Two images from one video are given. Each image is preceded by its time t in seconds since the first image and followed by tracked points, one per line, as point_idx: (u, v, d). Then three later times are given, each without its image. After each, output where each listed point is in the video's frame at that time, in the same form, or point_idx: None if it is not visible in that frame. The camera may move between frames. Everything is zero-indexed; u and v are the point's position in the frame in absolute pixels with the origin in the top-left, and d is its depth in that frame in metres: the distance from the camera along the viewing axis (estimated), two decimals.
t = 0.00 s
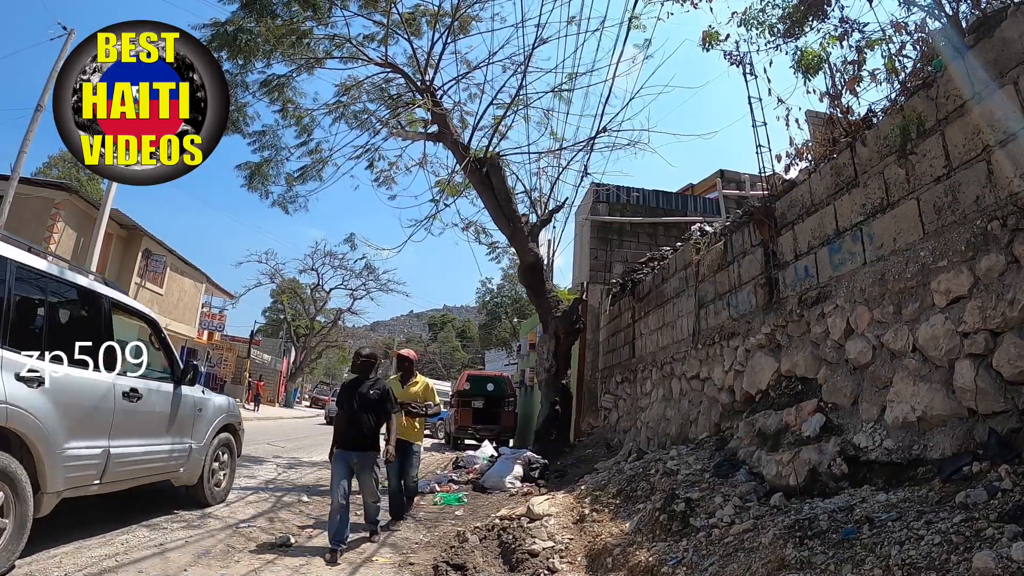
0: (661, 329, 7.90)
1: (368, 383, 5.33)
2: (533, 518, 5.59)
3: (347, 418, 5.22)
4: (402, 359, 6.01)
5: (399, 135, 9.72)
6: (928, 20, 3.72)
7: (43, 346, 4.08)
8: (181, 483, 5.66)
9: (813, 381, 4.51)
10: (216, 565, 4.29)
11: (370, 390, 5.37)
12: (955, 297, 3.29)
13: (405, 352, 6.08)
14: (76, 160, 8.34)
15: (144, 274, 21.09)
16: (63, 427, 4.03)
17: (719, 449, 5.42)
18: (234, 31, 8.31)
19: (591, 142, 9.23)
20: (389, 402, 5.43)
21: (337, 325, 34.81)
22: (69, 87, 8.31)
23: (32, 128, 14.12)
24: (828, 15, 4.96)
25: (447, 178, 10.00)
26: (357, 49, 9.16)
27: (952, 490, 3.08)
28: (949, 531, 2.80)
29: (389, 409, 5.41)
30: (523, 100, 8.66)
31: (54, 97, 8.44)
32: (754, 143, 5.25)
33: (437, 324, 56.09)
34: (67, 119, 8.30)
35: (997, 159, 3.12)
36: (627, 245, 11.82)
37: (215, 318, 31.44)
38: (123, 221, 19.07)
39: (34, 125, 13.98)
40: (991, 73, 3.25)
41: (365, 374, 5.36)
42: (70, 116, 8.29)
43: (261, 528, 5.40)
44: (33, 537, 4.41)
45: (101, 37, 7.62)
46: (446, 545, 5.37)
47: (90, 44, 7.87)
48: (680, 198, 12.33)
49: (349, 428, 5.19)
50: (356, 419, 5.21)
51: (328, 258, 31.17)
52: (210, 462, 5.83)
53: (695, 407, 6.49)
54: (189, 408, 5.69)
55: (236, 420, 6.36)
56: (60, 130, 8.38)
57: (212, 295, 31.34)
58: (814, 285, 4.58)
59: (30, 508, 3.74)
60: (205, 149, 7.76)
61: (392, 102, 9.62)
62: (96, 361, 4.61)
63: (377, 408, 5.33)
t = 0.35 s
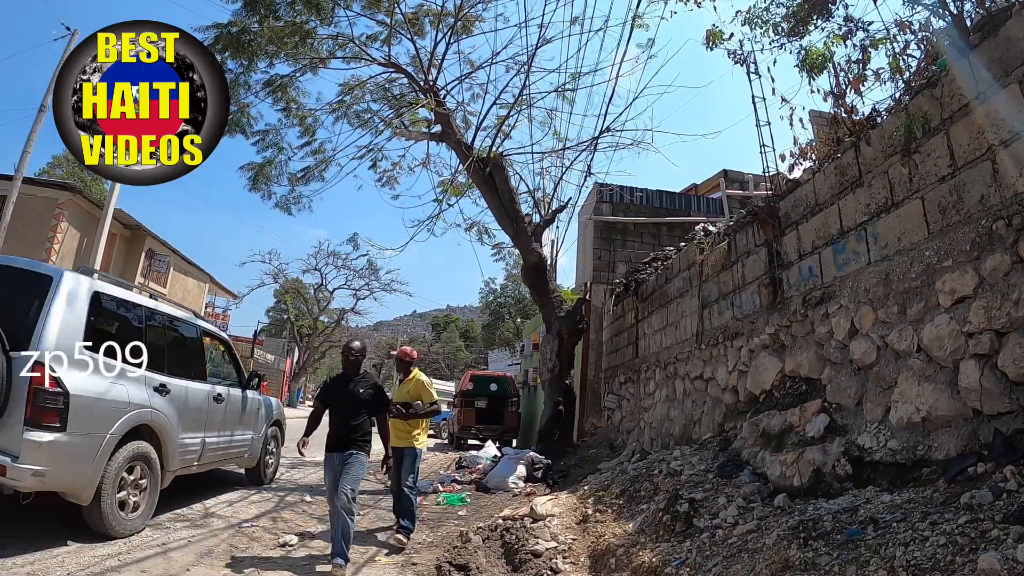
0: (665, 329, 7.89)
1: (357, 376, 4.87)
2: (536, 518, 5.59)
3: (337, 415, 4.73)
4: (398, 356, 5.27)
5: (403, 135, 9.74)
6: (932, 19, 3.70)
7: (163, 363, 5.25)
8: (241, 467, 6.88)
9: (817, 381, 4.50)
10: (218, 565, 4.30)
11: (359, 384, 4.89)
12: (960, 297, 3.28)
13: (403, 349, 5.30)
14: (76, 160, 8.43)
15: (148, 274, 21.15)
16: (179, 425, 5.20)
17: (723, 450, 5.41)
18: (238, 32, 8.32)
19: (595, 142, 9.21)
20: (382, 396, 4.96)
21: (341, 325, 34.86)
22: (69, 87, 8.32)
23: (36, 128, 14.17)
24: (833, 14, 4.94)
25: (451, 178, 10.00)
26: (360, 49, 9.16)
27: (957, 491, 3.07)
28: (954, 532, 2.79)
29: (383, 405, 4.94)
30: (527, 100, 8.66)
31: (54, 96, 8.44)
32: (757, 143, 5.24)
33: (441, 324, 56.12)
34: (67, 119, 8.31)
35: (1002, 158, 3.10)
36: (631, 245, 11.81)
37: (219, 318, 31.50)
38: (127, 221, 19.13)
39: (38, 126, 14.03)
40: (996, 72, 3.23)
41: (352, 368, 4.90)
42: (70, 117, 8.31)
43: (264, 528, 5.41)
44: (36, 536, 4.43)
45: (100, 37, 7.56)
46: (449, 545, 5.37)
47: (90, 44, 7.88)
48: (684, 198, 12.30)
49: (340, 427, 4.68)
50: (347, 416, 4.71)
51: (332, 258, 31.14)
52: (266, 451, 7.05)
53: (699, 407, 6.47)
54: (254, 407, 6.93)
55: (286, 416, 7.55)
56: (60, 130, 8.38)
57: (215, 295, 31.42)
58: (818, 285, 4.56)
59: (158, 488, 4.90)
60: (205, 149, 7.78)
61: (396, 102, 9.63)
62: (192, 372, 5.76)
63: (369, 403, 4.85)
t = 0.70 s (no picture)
0: (673, 329, 7.85)
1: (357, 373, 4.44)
2: (543, 518, 5.57)
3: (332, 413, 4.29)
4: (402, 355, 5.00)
5: (410, 135, 9.74)
6: (943, 16, 3.65)
7: (239, 371, 6.63)
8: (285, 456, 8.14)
9: (827, 382, 4.45)
10: (224, 563, 4.30)
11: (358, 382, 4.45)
12: (972, 297, 3.23)
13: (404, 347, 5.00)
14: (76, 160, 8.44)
15: (155, 273, 21.27)
16: (252, 418, 6.56)
17: (731, 451, 5.37)
18: (245, 31, 8.34)
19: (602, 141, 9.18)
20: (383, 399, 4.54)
21: (348, 325, 34.94)
22: (69, 87, 8.31)
23: (44, 127, 14.27)
24: (843, 11, 4.89)
25: (459, 178, 10.01)
26: (367, 49, 9.18)
27: (969, 493, 3.03)
28: (967, 534, 2.74)
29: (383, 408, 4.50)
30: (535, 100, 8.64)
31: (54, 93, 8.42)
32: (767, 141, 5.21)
33: (448, 324, 56.15)
34: (67, 119, 8.40)
35: (1015, 156, 3.05)
36: (638, 245, 11.77)
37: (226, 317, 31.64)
38: (134, 220, 19.25)
39: (46, 126, 14.11)
40: (1008, 68, 3.19)
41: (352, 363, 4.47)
42: (70, 116, 8.39)
43: (270, 527, 5.40)
44: (42, 534, 4.44)
45: (101, 37, 7.65)
46: (456, 545, 5.36)
47: (89, 44, 7.87)
48: (691, 198, 12.25)
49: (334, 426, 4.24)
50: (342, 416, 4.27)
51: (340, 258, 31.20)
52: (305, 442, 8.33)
53: (707, 408, 6.43)
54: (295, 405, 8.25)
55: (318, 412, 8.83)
56: (59, 130, 8.47)
57: (223, 295, 31.57)
58: (827, 285, 4.52)
59: (239, 467, 6.27)
60: (205, 149, 7.76)
61: (403, 101, 9.64)
62: (258, 378, 7.09)
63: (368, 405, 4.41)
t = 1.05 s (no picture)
0: (685, 329, 7.81)
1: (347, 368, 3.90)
2: (553, 519, 5.56)
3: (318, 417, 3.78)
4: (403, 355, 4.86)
5: (422, 134, 9.77)
6: (959, 14, 3.60)
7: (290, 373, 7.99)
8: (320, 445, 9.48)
9: (841, 384, 4.40)
10: (233, 561, 4.33)
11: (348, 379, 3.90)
12: (987, 298, 3.18)
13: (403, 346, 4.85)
14: (77, 160, 8.65)
15: (168, 271, 21.49)
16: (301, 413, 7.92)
17: (743, 453, 5.33)
18: (258, 31, 8.41)
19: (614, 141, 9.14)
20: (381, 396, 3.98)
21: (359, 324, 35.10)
22: (69, 87, 8.26)
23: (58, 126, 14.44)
24: (858, 8, 4.83)
25: (471, 177, 10.04)
26: (379, 48, 9.23)
27: (984, 498, 2.98)
28: (981, 540, 2.70)
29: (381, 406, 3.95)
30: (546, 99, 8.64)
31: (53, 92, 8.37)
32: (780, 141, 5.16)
33: (459, 323, 56.25)
34: (68, 119, 8.51)
35: None
36: (650, 245, 11.72)
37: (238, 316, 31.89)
38: (147, 219, 19.45)
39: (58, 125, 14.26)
40: None
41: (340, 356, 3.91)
42: (70, 116, 8.52)
43: (280, 525, 5.44)
44: (53, 529, 4.49)
45: (101, 37, 7.75)
46: (465, 545, 5.36)
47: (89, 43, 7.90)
48: (704, 198, 12.18)
49: (320, 433, 3.75)
50: (329, 421, 3.75)
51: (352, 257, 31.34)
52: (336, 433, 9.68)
53: (718, 409, 6.39)
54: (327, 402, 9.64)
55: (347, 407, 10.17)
56: (60, 129, 8.59)
57: (235, 293, 31.82)
58: (841, 286, 4.47)
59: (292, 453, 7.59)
60: (205, 149, 7.76)
61: (414, 100, 9.67)
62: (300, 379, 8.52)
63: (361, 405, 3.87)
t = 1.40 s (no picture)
0: (695, 331, 7.80)
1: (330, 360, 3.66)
2: (562, 519, 5.58)
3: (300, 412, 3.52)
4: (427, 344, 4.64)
5: (434, 134, 9.83)
6: (971, 15, 3.58)
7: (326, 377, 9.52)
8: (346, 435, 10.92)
9: (851, 387, 4.39)
10: (243, 557, 4.39)
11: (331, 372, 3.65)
12: (999, 301, 3.17)
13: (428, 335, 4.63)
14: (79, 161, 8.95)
15: (179, 269, 21.73)
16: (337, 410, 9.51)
17: (753, 455, 5.33)
18: (270, 30, 8.50)
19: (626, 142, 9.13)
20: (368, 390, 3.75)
21: (370, 323, 35.25)
22: (69, 87, 8.36)
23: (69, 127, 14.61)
24: (870, 9, 4.81)
25: (482, 177, 10.09)
26: (391, 48, 9.30)
27: (993, 502, 2.98)
28: (990, 544, 2.70)
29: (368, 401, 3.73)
30: (558, 99, 8.65)
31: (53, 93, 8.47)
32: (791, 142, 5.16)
33: (470, 323, 56.34)
34: (68, 120, 8.68)
35: None
36: (661, 246, 11.71)
37: (249, 314, 32.18)
38: (159, 217, 19.67)
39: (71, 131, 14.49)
40: None
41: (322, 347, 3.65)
42: (70, 117, 8.68)
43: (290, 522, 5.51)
44: (65, 525, 4.58)
45: (101, 37, 7.80)
46: (474, 544, 5.39)
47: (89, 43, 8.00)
48: (715, 198, 12.14)
49: (302, 429, 3.49)
50: (305, 417, 3.51)
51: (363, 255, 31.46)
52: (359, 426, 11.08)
53: (728, 411, 6.38)
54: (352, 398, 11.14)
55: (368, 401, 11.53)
56: (60, 129, 8.77)
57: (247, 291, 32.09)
58: (852, 288, 4.46)
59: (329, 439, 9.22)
60: (205, 149, 7.92)
61: (426, 100, 9.72)
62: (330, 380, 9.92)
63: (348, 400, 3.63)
